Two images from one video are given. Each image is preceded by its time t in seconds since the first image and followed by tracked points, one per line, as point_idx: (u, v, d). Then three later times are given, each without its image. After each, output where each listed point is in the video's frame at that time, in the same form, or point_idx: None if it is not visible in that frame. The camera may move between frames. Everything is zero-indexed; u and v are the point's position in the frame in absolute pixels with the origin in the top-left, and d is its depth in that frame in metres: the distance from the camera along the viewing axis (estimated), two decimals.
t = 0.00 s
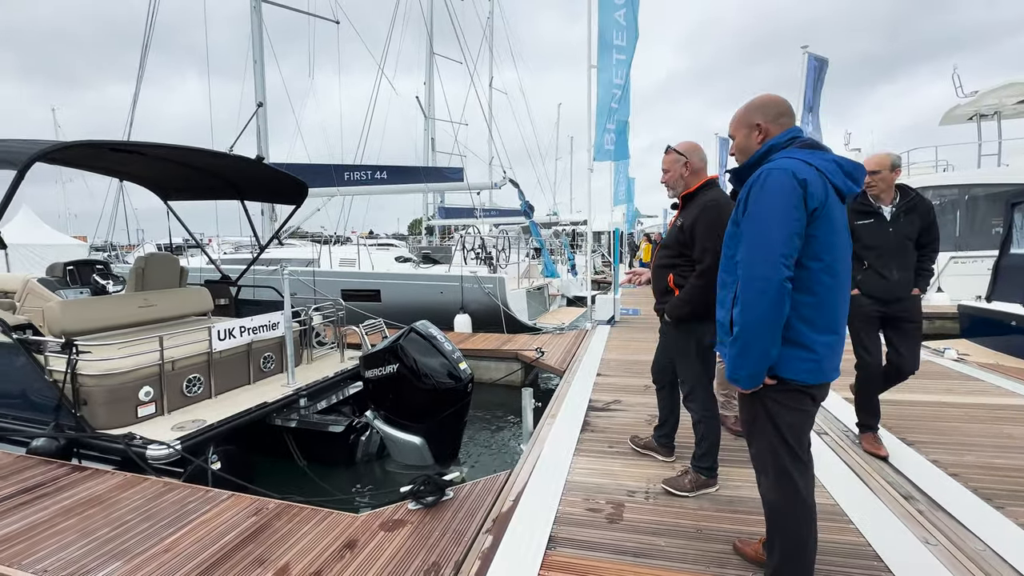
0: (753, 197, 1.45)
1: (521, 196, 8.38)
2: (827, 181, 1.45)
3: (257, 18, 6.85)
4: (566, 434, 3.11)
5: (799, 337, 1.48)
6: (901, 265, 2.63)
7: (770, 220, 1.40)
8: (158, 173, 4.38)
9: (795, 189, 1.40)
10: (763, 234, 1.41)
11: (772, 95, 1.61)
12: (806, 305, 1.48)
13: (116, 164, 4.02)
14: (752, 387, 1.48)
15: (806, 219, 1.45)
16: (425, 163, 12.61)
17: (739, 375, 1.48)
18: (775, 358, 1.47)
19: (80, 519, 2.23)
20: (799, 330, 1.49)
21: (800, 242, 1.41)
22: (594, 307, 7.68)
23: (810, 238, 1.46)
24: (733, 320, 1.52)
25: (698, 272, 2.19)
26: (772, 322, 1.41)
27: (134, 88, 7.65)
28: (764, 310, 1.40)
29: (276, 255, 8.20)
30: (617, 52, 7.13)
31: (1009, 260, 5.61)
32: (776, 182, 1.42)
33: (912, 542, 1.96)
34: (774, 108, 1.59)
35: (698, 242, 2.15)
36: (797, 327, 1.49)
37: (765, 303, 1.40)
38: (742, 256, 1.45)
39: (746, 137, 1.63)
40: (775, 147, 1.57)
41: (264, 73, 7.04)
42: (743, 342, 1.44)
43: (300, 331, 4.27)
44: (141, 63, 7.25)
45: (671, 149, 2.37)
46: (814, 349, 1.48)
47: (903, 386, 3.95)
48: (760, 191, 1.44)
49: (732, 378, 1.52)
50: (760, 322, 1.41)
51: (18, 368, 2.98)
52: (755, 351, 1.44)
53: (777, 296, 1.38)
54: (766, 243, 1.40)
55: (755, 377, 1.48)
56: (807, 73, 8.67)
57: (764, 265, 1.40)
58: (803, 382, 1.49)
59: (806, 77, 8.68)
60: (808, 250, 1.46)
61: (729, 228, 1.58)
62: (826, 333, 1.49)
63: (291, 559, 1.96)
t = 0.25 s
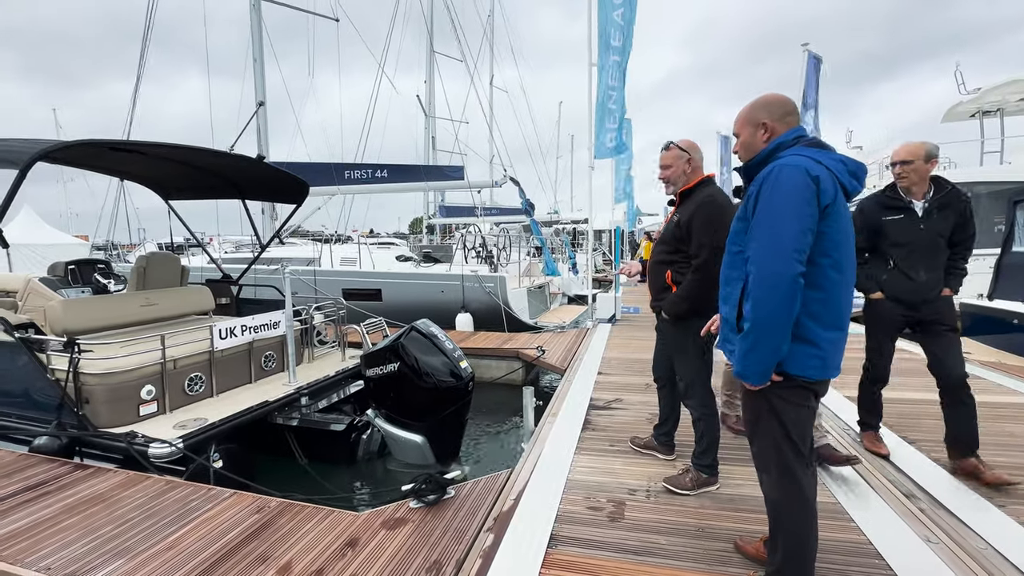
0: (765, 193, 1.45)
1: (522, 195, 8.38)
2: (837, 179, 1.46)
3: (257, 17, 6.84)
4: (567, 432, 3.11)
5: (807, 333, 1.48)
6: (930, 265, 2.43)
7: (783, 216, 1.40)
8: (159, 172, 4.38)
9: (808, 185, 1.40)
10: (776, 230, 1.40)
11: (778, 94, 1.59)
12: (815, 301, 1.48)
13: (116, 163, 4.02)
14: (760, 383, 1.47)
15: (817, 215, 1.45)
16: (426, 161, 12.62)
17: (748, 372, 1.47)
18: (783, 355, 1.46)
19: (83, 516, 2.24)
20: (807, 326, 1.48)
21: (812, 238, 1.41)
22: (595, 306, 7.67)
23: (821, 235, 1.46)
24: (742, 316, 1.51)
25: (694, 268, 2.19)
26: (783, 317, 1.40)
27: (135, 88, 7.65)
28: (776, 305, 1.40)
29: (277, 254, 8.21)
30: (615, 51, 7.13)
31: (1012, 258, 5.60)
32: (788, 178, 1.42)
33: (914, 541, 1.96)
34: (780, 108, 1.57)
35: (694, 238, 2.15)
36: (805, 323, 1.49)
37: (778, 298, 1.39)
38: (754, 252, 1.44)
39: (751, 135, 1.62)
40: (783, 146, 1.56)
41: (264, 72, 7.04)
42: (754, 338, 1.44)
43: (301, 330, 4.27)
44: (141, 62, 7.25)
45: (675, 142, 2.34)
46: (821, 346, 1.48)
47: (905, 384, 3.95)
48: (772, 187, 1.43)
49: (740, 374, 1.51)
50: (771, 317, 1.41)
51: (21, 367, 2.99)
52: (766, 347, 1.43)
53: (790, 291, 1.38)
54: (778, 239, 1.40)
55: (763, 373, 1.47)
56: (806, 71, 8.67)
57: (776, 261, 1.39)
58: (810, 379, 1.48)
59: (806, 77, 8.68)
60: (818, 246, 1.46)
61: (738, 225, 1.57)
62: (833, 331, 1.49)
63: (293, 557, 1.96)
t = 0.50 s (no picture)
0: (774, 191, 1.44)
1: (523, 192, 8.38)
2: (845, 178, 1.46)
3: (257, 14, 6.84)
4: (569, 430, 3.11)
5: (812, 329, 1.48)
6: (996, 273, 2.18)
7: (792, 212, 1.40)
8: (159, 170, 4.39)
9: (817, 183, 1.40)
10: (785, 226, 1.40)
11: (782, 92, 1.58)
12: (821, 298, 1.48)
13: (117, 162, 4.02)
14: (765, 379, 1.47)
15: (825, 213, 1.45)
16: (426, 159, 12.61)
17: (753, 367, 1.47)
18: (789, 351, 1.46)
19: (87, 513, 2.25)
20: (812, 322, 1.48)
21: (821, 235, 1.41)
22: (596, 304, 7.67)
23: (830, 233, 1.45)
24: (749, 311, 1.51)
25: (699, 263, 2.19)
26: (790, 313, 1.40)
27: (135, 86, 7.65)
28: (783, 302, 1.40)
29: (278, 252, 8.22)
30: (618, 49, 7.10)
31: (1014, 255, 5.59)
32: (797, 175, 1.41)
33: (916, 537, 1.96)
34: (785, 107, 1.56)
35: (700, 233, 2.15)
36: (810, 319, 1.49)
37: (786, 294, 1.39)
38: (762, 249, 1.44)
39: (756, 133, 1.60)
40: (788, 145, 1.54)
41: (264, 70, 7.03)
42: (761, 333, 1.43)
43: (303, 328, 4.28)
44: (141, 61, 7.25)
45: (686, 135, 2.33)
46: (826, 342, 1.48)
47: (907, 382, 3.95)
48: (782, 184, 1.43)
49: (745, 369, 1.51)
50: (779, 313, 1.41)
51: (24, 365, 3.00)
52: (772, 342, 1.43)
53: (798, 287, 1.38)
54: (787, 235, 1.39)
55: (768, 368, 1.46)
56: (810, 67, 8.64)
57: (785, 257, 1.39)
58: (814, 375, 1.48)
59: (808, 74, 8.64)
60: (826, 244, 1.46)
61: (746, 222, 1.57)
62: (838, 327, 1.49)
63: (296, 553, 1.97)
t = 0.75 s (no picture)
0: (776, 189, 1.44)
1: (523, 190, 8.37)
2: (848, 177, 1.46)
3: (256, 12, 6.82)
4: (570, 427, 3.11)
5: (811, 325, 1.48)
6: None
7: (794, 210, 1.40)
8: (160, 169, 4.39)
9: (819, 182, 1.40)
10: (786, 224, 1.40)
11: (787, 91, 1.58)
12: (821, 295, 1.47)
13: (118, 160, 4.02)
14: (763, 373, 1.47)
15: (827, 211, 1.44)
16: (427, 157, 12.60)
17: (752, 361, 1.47)
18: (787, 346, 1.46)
19: (90, 510, 2.26)
20: (811, 318, 1.48)
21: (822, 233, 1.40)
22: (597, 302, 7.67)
23: (831, 231, 1.45)
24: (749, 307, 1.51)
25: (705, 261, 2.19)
26: (789, 309, 1.40)
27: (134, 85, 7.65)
28: (783, 298, 1.40)
29: (279, 251, 8.22)
30: (620, 46, 7.09)
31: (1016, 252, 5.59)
32: (800, 174, 1.41)
33: (917, 534, 1.96)
34: (789, 106, 1.56)
35: (707, 231, 2.15)
36: (809, 316, 1.48)
37: (786, 290, 1.39)
38: (764, 245, 1.44)
39: (760, 132, 1.60)
40: (793, 143, 1.54)
41: (263, 67, 7.02)
42: (760, 329, 1.43)
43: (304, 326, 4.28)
44: (140, 59, 7.24)
45: (691, 131, 2.31)
46: (825, 339, 1.47)
47: (909, 379, 3.94)
48: (784, 183, 1.43)
49: (744, 363, 1.50)
50: (778, 308, 1.40)
51: (26, 363, 3.01)
52: (771, 337, 1.43)
53: (798, 283, 1.38)
54: (789, 232, 1.39)
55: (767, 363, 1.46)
56: (816, 63, 8.62)
57: (786, 253, 1.39)
58: (812, 371, 1.48)
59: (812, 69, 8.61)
60: (827, 242, 1.45)
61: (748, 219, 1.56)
62: (837, 324, 1.49)
63: (298, 549, 1.98)
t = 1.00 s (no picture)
0: (776, 185, 1.44)
1: (524, 187, 8.36)
2: (847, 174, 1.45)
3: (255, 9, 6.81)
4: (570, 424, 3.11)
5: (810, 320, 1.47)
6: None
7: (793, 206, 1.39)
8: (160, 167, 4.39)
9: (819, 178, 1.40)
10: (785, 219, 1.40)
11: (789, 89, 1.57)
12: (820, 291, 1.47)
13: (117, 158, 4.02)
14: (762, 368, 1.46)
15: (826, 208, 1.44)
16: (427, 155, 12.59)
17: (751, 356, 1.47)
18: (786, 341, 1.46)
19: (93, 508, 2.26)
20: (810, 314, 1.48)
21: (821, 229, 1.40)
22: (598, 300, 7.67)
23: (830, 227, 1.45)
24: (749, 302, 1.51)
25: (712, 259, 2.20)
26: (788, 304, 1.40)
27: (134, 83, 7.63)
28: (782, 293, 1.39)
29: (280, 249, 8.23)
30: (620, 42, 7.09)
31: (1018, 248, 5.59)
32: (800, 170, 1.41)
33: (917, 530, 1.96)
34: (792, 104, 1.55)
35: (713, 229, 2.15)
36: (809, 311, 1.48)
37: (784, 286, 1.39)
38: (763, 241, 1.44)
39: (763, 131, 1.60)
40: (796, 140, 1.53)
41: (262, 65, 7.00)
42: (759, 324, 1.43)
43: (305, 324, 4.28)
44: (139, 57, 7.23)
45: (693, 127, 2.29)
46: (824, 333, 1.47)
47: (910, 376, 3.94)
48: (784, 179, 1.42)
49: (743, 358, 1.50)
50: (777, 303, 1.40)
51: (27, 362, 3.01)
52: (769, 333, 1.42)
53: (797, 278, 1.37)
54: (788, 228, 1.39)
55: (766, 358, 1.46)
56: (817, 60, 8.60)
57: (785, 249, 1.39)
58: (811, 365, 1.48)
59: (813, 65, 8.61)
60: (826, 238, 1.45)
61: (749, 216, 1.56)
62: (836, 320, 1.49)
63: (300, 547, 1.98)
